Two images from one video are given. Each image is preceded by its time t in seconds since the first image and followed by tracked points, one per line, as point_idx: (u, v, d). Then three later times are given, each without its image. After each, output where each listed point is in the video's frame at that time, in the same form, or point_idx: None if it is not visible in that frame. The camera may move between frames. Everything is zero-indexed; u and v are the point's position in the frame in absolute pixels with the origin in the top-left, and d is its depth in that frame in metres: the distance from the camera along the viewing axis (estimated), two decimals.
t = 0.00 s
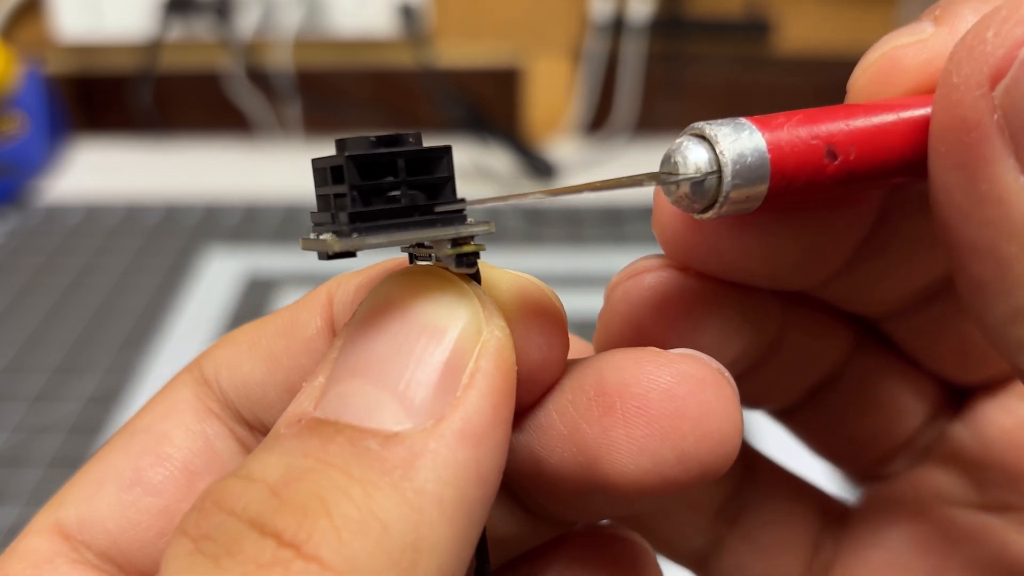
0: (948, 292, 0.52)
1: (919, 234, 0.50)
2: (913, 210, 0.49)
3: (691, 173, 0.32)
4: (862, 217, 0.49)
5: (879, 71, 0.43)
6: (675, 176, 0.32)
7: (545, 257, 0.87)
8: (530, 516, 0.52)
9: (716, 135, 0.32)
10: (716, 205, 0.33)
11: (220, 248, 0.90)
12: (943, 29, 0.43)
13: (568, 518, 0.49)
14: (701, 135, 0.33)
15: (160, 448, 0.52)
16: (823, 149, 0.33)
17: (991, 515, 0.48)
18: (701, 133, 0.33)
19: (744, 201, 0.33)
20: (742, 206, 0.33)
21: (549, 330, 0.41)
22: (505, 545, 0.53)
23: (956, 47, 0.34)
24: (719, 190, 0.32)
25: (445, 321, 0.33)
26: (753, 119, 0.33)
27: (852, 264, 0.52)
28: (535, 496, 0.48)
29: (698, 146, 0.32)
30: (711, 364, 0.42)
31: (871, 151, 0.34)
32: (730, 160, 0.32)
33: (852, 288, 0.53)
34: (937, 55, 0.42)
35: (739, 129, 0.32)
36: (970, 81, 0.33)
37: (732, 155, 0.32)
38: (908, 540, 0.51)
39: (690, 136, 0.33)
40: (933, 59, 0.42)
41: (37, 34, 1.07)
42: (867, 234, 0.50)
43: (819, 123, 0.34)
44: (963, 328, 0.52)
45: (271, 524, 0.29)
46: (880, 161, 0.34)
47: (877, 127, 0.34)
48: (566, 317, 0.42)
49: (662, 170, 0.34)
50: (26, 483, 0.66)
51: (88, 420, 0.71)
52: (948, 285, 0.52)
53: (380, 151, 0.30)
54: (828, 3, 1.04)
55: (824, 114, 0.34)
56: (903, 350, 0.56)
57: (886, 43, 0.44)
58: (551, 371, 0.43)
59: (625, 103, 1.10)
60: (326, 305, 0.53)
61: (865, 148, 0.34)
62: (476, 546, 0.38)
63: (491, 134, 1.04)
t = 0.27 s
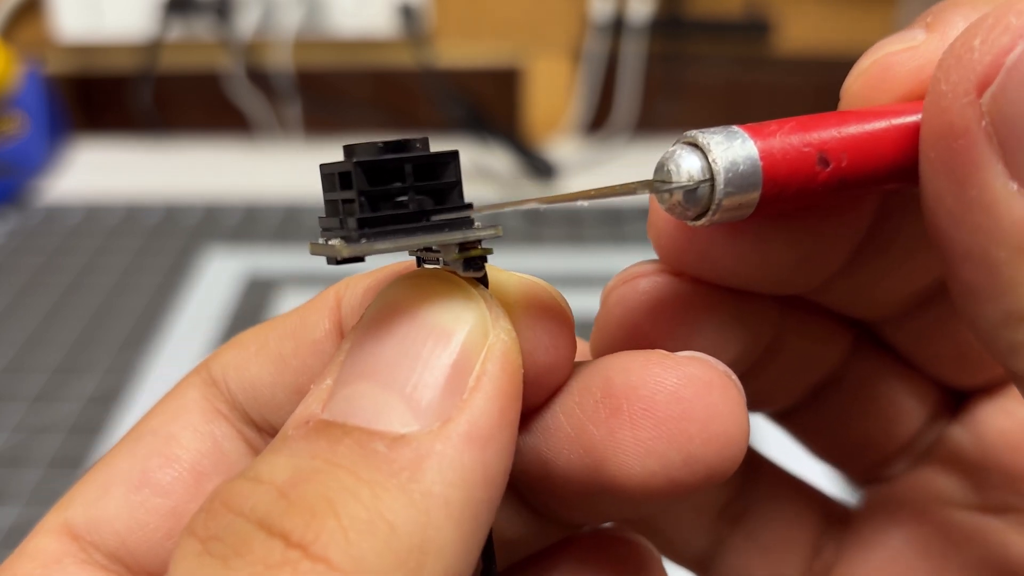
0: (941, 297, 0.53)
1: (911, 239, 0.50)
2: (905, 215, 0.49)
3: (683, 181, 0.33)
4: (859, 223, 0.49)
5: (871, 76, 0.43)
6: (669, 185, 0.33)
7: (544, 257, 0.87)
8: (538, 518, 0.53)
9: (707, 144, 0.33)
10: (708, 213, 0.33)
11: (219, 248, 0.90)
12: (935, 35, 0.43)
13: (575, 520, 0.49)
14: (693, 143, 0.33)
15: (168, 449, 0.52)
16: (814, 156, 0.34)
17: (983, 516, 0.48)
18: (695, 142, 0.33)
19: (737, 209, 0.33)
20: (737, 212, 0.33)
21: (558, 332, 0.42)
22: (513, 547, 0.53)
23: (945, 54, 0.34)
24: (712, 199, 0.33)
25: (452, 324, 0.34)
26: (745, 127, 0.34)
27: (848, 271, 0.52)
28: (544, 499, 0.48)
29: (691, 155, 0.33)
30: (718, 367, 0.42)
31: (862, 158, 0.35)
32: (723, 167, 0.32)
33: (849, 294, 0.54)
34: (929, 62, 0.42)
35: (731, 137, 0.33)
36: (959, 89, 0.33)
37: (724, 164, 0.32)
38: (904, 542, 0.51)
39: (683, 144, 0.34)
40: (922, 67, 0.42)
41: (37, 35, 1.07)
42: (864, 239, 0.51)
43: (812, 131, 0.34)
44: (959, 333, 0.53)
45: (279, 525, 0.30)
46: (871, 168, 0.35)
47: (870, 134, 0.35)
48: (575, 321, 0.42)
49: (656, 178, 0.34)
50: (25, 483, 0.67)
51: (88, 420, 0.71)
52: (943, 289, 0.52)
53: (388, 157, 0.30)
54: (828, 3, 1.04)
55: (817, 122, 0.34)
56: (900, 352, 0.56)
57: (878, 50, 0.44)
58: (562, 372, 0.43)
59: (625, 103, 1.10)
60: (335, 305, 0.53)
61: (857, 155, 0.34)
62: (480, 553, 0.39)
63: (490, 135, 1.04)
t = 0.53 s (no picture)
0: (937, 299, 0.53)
1: (908, 239, 0.50)
2: (902, 216, 0.49)
3: (679, 180, 0.33)
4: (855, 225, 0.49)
5: (867, 76, 0.44)
6: (664, 184, 0.33)
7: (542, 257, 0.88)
8: (532, 516, 0.53)
9: (703, 143, 0.33)
10: (704, 213, 0.33)
11: (219, 248, 0.90)
12: (930, 36, 0.43)
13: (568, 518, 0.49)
14: (688, 143, 0.33)
15: (161, 447, 0.53)
16: (810, 156, 0.34)
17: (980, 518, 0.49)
18: (690, 141, 0.33)
19: (733, 208, 0.33)
20: (732, 212, 0.33)
21: (542, 329, 0.42)
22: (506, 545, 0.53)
23: (940, 53, 0.34)
24: (708, 198, 0.33)
25: (437, 319, 0.34)
26: (742, 126, 0.34)
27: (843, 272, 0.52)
28: (536, 496, 0.48)
29: (686, 154, 0.33)
30: (705, 362, 0.42)
31: (858, 159, 0.35)
32: (718, 167, 0.32)
33: (844, 295, 0.54)
34: (922, 63, 0.42)
35: (727, 137, 0.33)
36: (954, 88, 0.33)
37: (720, 163, 0.32)
38: (898, 546, 0.51)
39: (679, 143, 0.34)
40: (917, 68, 0.42)
41: (37, 35, 1.07)
42: (859, 239, 0.51)
43: (807, 131, 0.34)
44: (954, 334, 0.53)
45: (262, 519, 0.30)
46: (866, 169, 0.35)
47: (865, 134, 0.35)
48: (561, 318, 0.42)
49: (651, 178, 0.34)
50: (25, 483, 0.67)
51: (88, 420, 0.72)
52: (939, 293, 0.52)
53: (370, 153, 0.30)
54: (828, 3, 1.04)
55: (812, 122, 0.34)
56: (894, 352, 0.57)
57: (874, 51, 0.44)
58: (546, 369, 0.43)
59: (625, 103, 1.10)
60: (326, 303, 0.53)
61: (851, 155, 0.34)
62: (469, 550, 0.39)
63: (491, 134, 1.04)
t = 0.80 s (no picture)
0: (930, 293, 0.52)
1: (899, 232, 0.50)
2: (894, 210, 0.49)
3: (668, 172, 0.32)
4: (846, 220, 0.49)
5: (858, 69, 0.43)
6: (654, 176, 0.33)
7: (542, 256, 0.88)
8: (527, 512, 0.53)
9: (693, 135, 0.33)
10: (693, 205, 0.33)
11: (220, 248, 0.90)
12: (922, 28, 0.43)
13: (563, 514, 0.49)
14: (680, 135, 0.33)
15: (156, 444, 0.52)
16: (800, 148, 0.34)
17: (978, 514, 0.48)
18: (680, 133, 0.33)
19: (723, 200, 0.33)
20: (722, 204, 0.33)
21: (536, 324, 0.41)
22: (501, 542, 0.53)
23: (932, 45, 0.34)
24: (697, 190, 0.33)
25: (431, 314, 0.34)
26: (731, 119, 0.34)
27: (836, 267, 0.52)
28: (532, 493, 0.48)
29: (676, 146, 0.33)
30: (701, 357, 0.42)
31: (849, 150, 0.34)
32: (708, 159, 0.32)
33: (837, 289, 0.54)
34: (915, 54, 0.42)
35: (717, 129, 0.33)
36: (945, 78, 0.33)
37: (710, 155, 0.32)
38: (890, 542, 0.51)
39: (668, 135, 0.34)
40: (910, 58, 0.42)
41: (37, 35, 1.07)
42: (851, 234, 0.50)
43: (798, 122, 0.34)
44: (949, 330, 0.52)
45: (252, 515, 0.30)
46: (857, 161, 0.35)
47: (856, 126, 0.35)
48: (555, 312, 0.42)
49: (640, 170, 0.34)
50: (25, 483, 0.67)
51: (88, 420, 0.71)
52: (932, 286, 0.52)
53: (363, 148, 0.30)
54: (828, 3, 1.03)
55: (803, 114, 0.34)
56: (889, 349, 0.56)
57: (866, 44, 0.44)
58: (541, 364, 0.43)
59: (625, 103, 1.10)
60: (319, 300, 0.53)
61: (841, 145, 0.34)
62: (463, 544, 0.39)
63: (491, 135, 1.04)
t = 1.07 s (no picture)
0: (928, 295, 0.52)
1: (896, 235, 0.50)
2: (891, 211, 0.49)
3: (665, 177, 0.32)
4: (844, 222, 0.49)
5: (855, 72, 0.43)
6: (650, 181, 0.33)
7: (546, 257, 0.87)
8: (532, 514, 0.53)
9: (688, 140, 0.33)
10: (690, 210, 0.33)
11: (220, 248, 0.90)
12: (918, 33, 0.43)
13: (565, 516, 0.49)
14: (676, 140, 0.33)
15: (159, 446, 0.52)
16: (797, 152, 0.33)
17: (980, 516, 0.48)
18: (677, 138, 0.33)
19: (719, 205, 0.33)
20: (719, 209, 0.33)
21: (540, 325, 0.41)
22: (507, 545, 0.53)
23: (926, 49, 0.34)
24: (694, 195, 0.33)
25: (435, 316, 0.34)
26: (728, 124, 0.34)
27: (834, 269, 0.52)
28: (535, 495, 0.48)
29: (672, 151, 0.33)
30: (706, 359, 0.42)
31: (847, 153, 0.34)
32: (704, 164, 0.32)
33: (836, 291, 0.53)
34: (911, 59, 0.42)
35: (713, 134, 0.33)
36: (940, 83, 0.33)
37: (706, 160, 0.32)
38: (891, 541, 0.51)
39: (665, 140, 0.34)
40: (906, 63, 0.42)
41: (37, 35, 1.07)
42: (849, 235, 0.50)
43: (795, 127, 0.34)
44: (947, 330, 0.52)
45: (257, 517, 0.30)
46: (853, 165, 0.35)
47: (852, 131, 0.35)
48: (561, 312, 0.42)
49: (636, 175, 0.34)
50: (25, 483, 0.66)
51: (88, 420, 0.71)
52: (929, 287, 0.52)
53: (369, 149, 0.30)
54: (828, 3, 1.03)
55: (800, 119, 0.34)
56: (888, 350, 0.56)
57: (861, 50, 0.44)
58: (546, 365, 0.43)
59: (625, 103, 1.10)
60: (322, 302, 0.53)
61: (838, 148, 0.34)
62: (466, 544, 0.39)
63: (491, 134, 1.04)
